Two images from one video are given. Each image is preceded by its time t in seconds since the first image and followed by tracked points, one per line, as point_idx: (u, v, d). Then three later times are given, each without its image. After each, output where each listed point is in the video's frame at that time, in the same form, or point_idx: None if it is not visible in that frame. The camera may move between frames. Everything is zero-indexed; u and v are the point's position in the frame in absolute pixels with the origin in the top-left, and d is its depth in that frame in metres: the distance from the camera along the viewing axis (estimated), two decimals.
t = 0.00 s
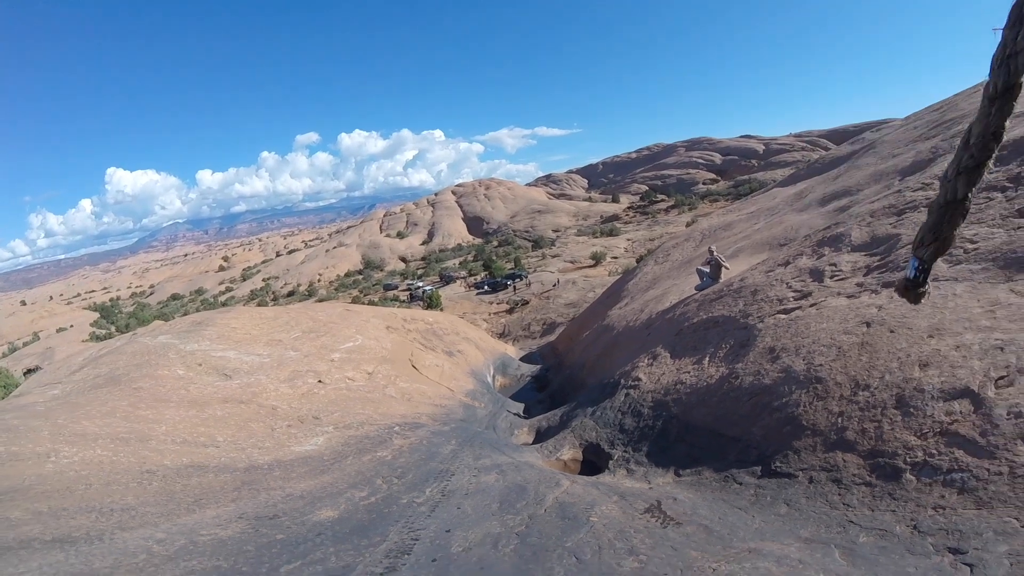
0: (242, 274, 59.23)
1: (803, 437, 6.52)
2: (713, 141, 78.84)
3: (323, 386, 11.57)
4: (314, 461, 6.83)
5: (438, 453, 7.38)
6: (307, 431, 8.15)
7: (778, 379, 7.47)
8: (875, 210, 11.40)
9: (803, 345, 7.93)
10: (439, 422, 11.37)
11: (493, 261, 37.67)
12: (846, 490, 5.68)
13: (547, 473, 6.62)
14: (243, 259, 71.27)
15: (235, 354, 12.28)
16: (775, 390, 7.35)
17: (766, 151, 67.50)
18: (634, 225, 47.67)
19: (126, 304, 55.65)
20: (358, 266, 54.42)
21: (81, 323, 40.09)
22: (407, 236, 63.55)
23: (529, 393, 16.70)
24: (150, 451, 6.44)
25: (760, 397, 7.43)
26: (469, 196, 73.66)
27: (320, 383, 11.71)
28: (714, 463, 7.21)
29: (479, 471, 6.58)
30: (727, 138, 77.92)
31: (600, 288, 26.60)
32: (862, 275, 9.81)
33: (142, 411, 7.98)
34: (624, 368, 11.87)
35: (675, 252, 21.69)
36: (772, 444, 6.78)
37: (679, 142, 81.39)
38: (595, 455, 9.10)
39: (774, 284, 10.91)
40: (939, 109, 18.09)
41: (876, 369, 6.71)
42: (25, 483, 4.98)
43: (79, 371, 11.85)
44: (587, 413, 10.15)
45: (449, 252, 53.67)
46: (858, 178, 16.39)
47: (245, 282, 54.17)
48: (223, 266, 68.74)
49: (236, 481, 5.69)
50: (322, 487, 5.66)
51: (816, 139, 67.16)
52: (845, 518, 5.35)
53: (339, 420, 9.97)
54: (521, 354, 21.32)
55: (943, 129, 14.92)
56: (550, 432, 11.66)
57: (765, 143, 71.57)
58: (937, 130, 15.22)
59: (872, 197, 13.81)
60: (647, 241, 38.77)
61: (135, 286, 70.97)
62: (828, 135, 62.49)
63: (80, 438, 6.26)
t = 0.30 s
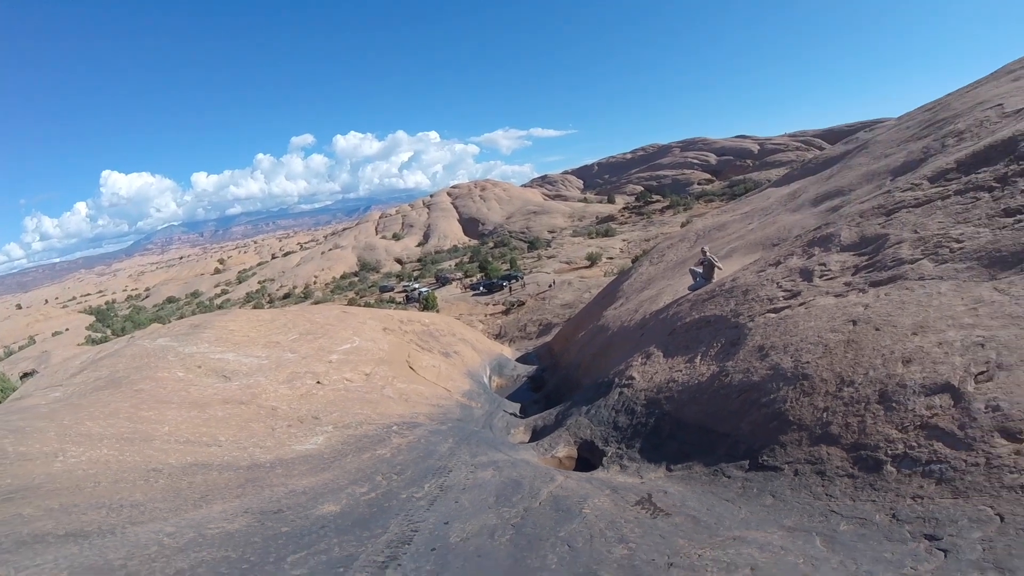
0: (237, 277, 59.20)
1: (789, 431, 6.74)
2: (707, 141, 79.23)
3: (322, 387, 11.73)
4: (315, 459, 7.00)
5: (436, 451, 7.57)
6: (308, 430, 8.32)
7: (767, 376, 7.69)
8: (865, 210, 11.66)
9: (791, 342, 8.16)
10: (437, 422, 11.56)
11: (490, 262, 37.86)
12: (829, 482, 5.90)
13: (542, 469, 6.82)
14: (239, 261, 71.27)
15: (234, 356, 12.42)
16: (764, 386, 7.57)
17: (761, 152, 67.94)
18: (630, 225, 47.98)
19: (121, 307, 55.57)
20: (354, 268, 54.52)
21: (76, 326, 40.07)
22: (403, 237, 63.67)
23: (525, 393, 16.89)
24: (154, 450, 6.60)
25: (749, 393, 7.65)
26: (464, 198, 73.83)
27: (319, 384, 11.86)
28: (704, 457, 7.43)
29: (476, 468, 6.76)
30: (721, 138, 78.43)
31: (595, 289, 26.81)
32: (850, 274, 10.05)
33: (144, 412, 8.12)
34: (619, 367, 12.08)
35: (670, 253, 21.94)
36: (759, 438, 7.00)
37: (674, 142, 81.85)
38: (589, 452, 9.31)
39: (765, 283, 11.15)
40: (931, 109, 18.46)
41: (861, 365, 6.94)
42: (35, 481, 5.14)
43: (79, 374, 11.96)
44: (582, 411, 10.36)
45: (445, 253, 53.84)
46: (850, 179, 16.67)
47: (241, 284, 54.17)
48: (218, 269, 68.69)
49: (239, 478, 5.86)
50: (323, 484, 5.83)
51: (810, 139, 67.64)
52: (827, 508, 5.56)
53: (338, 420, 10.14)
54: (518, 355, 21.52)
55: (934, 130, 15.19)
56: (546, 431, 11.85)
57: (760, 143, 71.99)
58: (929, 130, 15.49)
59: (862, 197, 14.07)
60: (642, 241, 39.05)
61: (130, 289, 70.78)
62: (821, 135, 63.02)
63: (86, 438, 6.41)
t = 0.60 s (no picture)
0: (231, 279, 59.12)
1: (772, 424, 6.99)
2: (700, 141, 79.65)
3: (318, 387, 11.89)
4: (314, 457, 7.19)
5: (432, 448, 7.77)
6: (306, 429, 8.50)
7: (753, 371, 7.94)
8: (851, 209, 11.93)
9: (776, 339, 8.42)
10: (432, 420, 11.76)
11: (484, 262, 38.04)
12: (809, 471, 6.14)
13: (534, 463, 7.05)
14: (233, 264, 71.15)
15: (231, 358, 12.57)
16: (750, 381, 7.82)
17: (753, 151, 68.45)
18: (624, 225, 48.30)
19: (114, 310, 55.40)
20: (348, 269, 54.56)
21: (70, 330, 39.96)
22: (397, 239, 63.73)
23: (519, 392, 17.10)
24: (156, 448, 6.77)
25: (736, 388, 7.90)
26: (458, 199, 73.97)
27: (315, 385, 12.02)
28: (692, 450, 7.67)
29: (470, 463, 6.97)
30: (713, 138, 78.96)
31: (589, 288, 27.04)
32: (835, 272, 10.33)
33: (145, 412, 8.28)
34: (611, 365, 12.33)
35: (663, 252, 22.21)
36: (744, 431, 7.24)
37: (667, 142, 82.31)
38: (581, 448, 9.55)
39: (753, 282, 11.43)
40: (920, 109, 18.76)
41: (842, 360, 7.20)
42: (43, 478, 5.30)
43: (76, 377, 12.07)
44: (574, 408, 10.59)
45: (439, 254, 53.96)
46: (840, 178, 16.94)
47: (235, 287, 54.11)
48: (212, 271, 68.54)
49: (241, 475, 6.05)
50: (323, 479, 6.02)
51: (802, 139, 68.17)
52: (806, 496, 5.81)
53: (335, 419, 10.32)
54: (512, 355, 21.73)
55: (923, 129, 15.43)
56: (539, 428, 12.08)
57: (753, 142, 72.49)
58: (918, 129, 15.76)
59: (850, 196, 14.36)
60: (636, 241, 39.34)
61: (123, 292, 70.51)
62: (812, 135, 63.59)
63: (90, 438, 6.57)
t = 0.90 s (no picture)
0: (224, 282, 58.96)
1: (755, 418, 7.26)
2: (692, 141, 80.18)
3: (314, 388, 12.06)
4: (311, 454, 7.40)
5: (426, 445, 7.99)
6: (303, 428, 8.70)
7: (738, 367, 8.21)
8: (837, 209, 12.24)
9: (760, 336, 8.70)
10: (426, 419, 11.97)
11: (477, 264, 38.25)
12: (789, 461, 6.42)
13: (526, 458, 7.29)
14: (225, 267, 70.93)
15: (226, 360, 12.71)
16: (734, 376, 8.09)
17: (744, 151, 69.05)
18: (616, 225, 48.62)
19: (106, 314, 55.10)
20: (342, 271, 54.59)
21: (61, 335, 39.77)
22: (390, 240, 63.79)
23: (512, 392, 17.33)
24: (157, 447, 6.95)
25: (721, 383, 8.17)
26: (451, 200, 74.08)
27: (311, 385, 12.19)
28: (678, 444, 7.93)
29: (463, 459, 7.19)
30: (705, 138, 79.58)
31: (582, 289, 27.29)
32: (819, 270, 10.63)
33: (144, 413, 8.43)
34: (602, 364, 12.58)
35: (655, 252, 22.51)
36: (728, 424, 7.51)
37: (659, 143, 82.85)
38: (572, 444, 9.80)
39: (740, 280, 11.72)
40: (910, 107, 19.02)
41: (823, 355, 7.48)
42: (50, 476, 5.48)
43: (72, 380, 12.18)
44: (565, 406, 10.84)
45: (433, 255, 54.09)
46: (830, 177, 17.26)
47: (227, 290, 53.97)
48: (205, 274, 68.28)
49: (241, 471, 6.25)
50: (321, 474, 6.24)
51: (793, 139, 68.80)
52: (785, 484, 6.09)
53: (332, 418, 10.50)
54: (505, 355, 21.97)
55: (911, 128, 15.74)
56: (532, 426, 12.32)
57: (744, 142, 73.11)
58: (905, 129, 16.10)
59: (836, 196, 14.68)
60: (628, 241, 39.67)
61: (115, 296, 70.15)
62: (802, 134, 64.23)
63: (93, 438, 6.74)
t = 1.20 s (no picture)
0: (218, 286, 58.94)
1: (742, 414, 7.50)
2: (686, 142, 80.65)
3: (312, 390, 12.24)
4: (311, 455, 7.58)
5: (423, 444, 8.19)
6: (302, 429, 8.88)
7: (726, 366, 8.44)
8: (825, 209, 12.52)
9: (748, 335, 8.95)
10: (423, 420, 12.16)
11: (473, 266, 38.48)
12: (774, 455, 6.66)
13: (521, 456, 7.50)
14: (220, 271, 70.88)
15: (224, 363, 12.86)
16: (723, 374, 8.32)
17: (736, 152, 69.66)
18: (610, 226, 49.00)
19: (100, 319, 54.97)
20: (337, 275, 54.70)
21: (56, 340, 39.70)
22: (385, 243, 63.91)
23: (508, 393, 17.55)
24: (160, 449, 7.11)
25: (710, 381, 8.40)
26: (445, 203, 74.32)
27: (309, 388, 12.37)
28: (669, 441, 8.16)
29: (459, 457, 7.39)
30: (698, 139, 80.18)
31: (577, 290, 27.57)
32: (806, 271, 10.90)
33: (145, 416, 8.59)
34: (595, 364, 12.81)
35: (648, 253, 22.80)
36: (716, 421, 7.75)
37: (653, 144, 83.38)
38: (565, 442, 10.02)
39: (730, 281, 11.98)
40: (901, 107, 19.37)
41: (808, 353, 7.73)
42: (58, 476, 5.65)
43: (71, 385, 12.30)
44: (560, 405, 11.07)
45: (428, 258, 54.33)
46: (821, 176, 17.56)
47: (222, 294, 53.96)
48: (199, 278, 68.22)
49: (243, 470, 6.43)
50: (322, 473, 6.43)
51: (785, 139, 69.38)
52: (769, 476, 6.33)
53: (330, 420, 10.68)
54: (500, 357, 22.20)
55: (900, 128, 16.06)
56: (527, 425, 12.55)
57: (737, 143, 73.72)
58: (894, 129, 16.42)
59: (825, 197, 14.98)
60: (623, 242, 40.02)
61: (110, 301, 69.98)
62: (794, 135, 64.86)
63: (97, 440, 6.90)
